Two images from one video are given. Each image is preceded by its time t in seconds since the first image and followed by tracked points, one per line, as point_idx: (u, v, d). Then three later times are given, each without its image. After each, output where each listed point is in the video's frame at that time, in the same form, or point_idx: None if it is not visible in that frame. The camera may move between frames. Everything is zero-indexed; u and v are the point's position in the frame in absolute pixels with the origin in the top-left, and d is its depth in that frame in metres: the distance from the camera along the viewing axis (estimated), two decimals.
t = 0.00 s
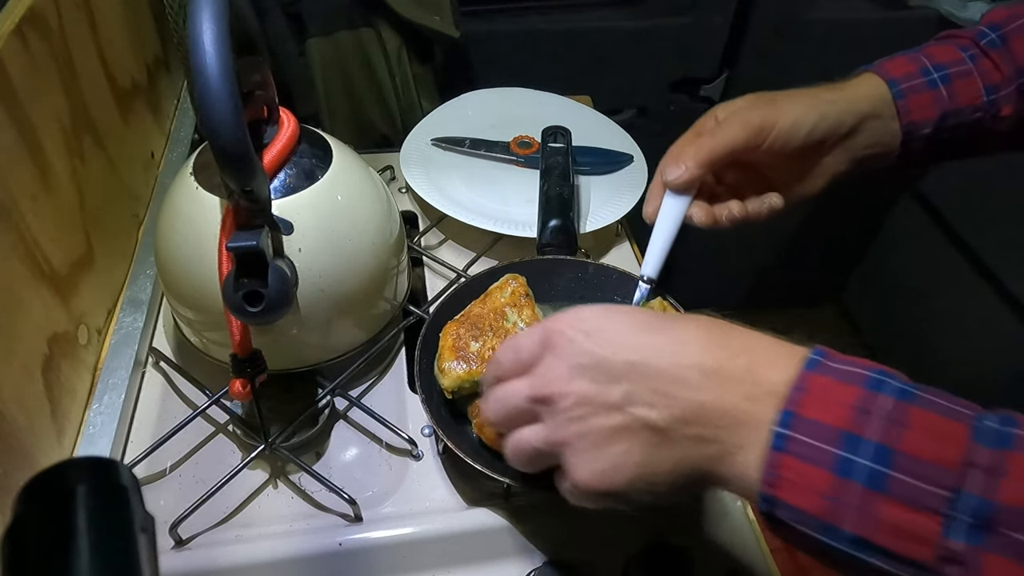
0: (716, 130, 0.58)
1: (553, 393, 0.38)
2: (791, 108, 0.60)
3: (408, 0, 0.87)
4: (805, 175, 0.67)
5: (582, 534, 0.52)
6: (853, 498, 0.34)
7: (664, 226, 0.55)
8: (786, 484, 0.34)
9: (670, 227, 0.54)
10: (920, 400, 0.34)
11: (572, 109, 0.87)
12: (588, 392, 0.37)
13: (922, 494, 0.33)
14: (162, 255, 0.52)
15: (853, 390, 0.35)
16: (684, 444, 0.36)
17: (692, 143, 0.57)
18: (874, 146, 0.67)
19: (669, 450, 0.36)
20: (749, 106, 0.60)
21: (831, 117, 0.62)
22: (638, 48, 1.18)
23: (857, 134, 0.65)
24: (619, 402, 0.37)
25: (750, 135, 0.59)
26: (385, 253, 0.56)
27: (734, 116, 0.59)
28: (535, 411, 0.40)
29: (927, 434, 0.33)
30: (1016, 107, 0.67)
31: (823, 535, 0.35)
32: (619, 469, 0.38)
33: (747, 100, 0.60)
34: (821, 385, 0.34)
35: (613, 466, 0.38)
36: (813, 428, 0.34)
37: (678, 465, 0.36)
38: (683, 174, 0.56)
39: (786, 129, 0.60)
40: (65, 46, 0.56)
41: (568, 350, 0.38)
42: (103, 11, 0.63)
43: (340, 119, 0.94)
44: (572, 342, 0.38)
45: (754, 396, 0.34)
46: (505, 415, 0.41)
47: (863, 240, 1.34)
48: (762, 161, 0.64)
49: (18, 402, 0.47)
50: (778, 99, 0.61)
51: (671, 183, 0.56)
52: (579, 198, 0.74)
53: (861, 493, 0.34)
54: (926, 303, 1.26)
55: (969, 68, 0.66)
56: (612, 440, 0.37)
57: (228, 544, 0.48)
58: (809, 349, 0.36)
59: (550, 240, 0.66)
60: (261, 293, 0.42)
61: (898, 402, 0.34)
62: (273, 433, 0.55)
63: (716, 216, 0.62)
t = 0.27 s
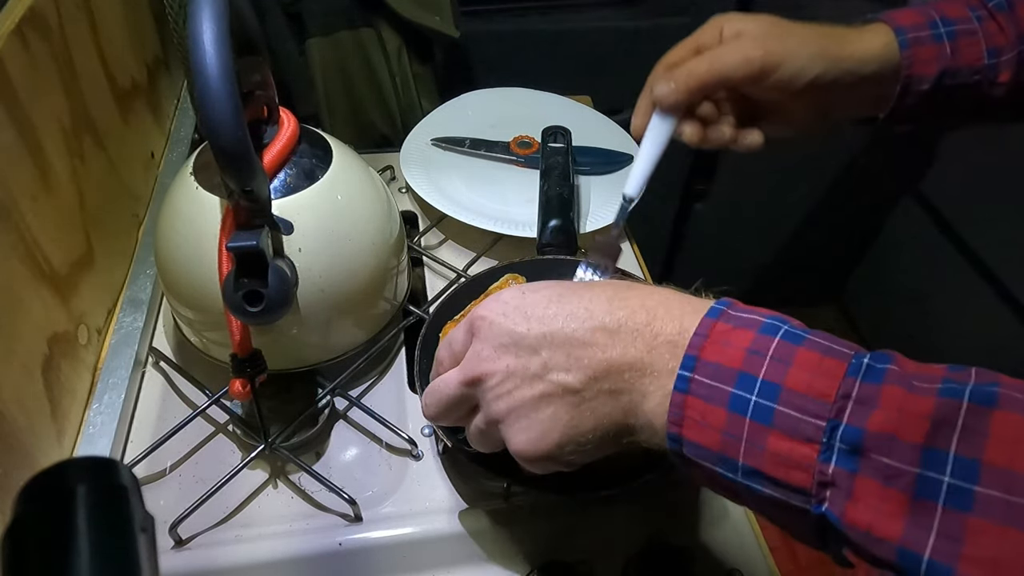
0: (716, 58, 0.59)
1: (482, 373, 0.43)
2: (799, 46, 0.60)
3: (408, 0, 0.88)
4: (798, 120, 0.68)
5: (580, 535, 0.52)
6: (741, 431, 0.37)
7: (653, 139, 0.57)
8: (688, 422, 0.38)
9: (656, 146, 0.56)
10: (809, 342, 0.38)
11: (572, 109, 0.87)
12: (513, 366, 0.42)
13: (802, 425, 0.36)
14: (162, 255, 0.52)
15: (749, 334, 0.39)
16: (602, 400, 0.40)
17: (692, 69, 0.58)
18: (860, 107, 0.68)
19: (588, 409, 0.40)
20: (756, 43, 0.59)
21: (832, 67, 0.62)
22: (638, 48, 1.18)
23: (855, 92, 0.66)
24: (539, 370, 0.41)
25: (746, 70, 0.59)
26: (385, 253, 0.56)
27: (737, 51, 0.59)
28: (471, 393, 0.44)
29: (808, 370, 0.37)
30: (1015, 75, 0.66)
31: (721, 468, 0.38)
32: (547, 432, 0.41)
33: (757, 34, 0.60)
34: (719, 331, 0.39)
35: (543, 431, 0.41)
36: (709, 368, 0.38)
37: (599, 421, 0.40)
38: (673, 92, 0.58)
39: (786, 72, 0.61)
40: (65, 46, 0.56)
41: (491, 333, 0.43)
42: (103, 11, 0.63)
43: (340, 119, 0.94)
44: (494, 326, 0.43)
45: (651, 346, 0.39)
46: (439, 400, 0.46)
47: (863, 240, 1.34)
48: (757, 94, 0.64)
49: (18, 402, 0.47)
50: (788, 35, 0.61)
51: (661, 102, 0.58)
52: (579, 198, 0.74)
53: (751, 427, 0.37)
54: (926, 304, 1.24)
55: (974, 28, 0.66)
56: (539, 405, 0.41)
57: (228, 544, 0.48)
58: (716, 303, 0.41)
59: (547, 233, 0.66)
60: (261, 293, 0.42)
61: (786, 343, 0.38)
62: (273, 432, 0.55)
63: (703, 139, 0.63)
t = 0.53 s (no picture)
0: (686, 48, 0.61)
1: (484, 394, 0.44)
2: (771, 39, 0.62)
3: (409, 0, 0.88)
4: (765, 112, 0.70)
5: (580, 535, 0.52)
6: (738, 420, 0.38)
7: (624, 130, 0.59)
8: (686, 412, 0.39)
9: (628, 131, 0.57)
10: (800, 330, 0.38)
11: (572, 109, 0.87)
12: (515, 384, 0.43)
13: (798, 413, 0.37)
14: (162, 255, 0.52)
15: (741, 323, 0.39)
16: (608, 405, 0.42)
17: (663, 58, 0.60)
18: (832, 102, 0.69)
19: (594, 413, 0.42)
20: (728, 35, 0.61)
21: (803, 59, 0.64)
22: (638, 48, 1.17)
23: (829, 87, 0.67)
24: (543, 385, 0.42)
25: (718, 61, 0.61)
26: (385, 253, 0.56)
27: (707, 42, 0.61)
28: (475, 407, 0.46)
29: (800, 359, 0.37)
30: (981, 75, 0.67)
31: (719, 456, 0.39)
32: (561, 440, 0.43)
33: (730, 26, 0.62)
34: (713, 321, 0.39)
35: (556, 439, 0.43)
36: (705, 359, 0.38)
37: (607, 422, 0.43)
38: (644, 85, 0.59)
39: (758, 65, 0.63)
40: (65, 46, 0.56)
41: (486, 353, 0.43)
42: (103, 11, 0.63)
43: (340, 119, 0.94)
44: (489, 346, 0.43)
45: (644, 351, 0.39)
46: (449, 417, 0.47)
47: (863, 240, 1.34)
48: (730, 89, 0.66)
49: (18, 402, 0.47)
50: (761, 26, 0.62)
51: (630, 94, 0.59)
52: (579, 198, 0.74)
53: (748, 417, 0.38)
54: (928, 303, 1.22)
55: (943, 28, 0.66)
56: (547, 416, 0.43)
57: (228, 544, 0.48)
58: (706, 292, 0.41)
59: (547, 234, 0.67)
60: (261, 293, 0.42)
61: (779, 332, 0.38)
62: (273, 433, 0.55)
63: (672, 134, 0.66)
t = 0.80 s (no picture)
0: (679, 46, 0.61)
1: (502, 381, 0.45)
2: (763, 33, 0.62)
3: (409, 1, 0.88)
4: (760, 105, 0.70)
5: (580, 534, 0.52)
6: (768, 418, 0.38)
7: (618, 130, 0.60)
8: (715, 409, 0.39)
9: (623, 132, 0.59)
10: (831, 328, 0.38)
11: (572, 109, 0.87)
12: (535, 375, 0.43)
13: (829, 412, 0.36)
14: (163, 255, 0.52)
15: (771, 320, 0.38)
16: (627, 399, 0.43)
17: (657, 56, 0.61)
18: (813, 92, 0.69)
19: (614, 404, 0.44)
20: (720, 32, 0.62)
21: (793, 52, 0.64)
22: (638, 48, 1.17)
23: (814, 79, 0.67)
24: (563, 377, 0.43)
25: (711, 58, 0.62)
26: (385, 252, 0.56)
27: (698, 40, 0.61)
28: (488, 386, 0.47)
29: (832, 358, 0.37)
30: (969, 68, 0.66)
31: (747, 453, 0.39)
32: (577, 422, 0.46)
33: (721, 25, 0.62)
34: (742, 318, 0.38)
35: (573, 420, 0.46)
36: (734, 357, 0.38)
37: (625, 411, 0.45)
38: (636, 84, 0.60)
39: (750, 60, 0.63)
40: (65, 46, 0.56)
41: (504, 342, 0.43)
42: (103, 12, 0.63)
43: (340, 119, 0.94)
44: (508, 335, 0.42)
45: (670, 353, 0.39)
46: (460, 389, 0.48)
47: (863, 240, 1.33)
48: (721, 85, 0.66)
49: (18, 402, 0.47)
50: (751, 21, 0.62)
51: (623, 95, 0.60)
52: (579, 198, 0.74)
53: (778, 415, 0.37)
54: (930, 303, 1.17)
55: (932, 19, 0.65)
56: (565, 402, 0.45)
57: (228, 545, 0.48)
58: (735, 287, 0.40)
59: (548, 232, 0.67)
60: (261, 293, 0.42)
61: (811, 331, 0.38)
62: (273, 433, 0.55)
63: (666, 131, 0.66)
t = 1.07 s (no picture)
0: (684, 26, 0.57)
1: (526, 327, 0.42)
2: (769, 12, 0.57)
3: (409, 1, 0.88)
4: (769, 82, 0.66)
5: (579, 534, 0.52)
6: (805, 415, 0.37)
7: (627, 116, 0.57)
8: (752, 404, 0.38)
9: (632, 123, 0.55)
10: (872, 329, 0.37)
11: (571, 109, 0.87)
12: (564, 329, 0.41)
13: (868, 411, 0.36)
14: (163, 255, 0.52)
15: (813, 319, 0.38)
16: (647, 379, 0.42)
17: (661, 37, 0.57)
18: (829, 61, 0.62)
19: (633, 380, 0.42)
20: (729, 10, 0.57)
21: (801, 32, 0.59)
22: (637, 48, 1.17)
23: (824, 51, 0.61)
24: (594, 342, 0.41)
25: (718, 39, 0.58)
26: (385, 252, 0.56)
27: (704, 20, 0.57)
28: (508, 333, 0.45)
29: (873, 358, 0.36)
30: (972, 48, 0.61)
31: (782, 449, 0.38)
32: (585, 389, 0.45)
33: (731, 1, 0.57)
34: (783, 315, 0.38)
35: (583, 387, 0.44)
36: (774, 354, 0.37)
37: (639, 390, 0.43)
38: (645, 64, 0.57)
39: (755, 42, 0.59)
40: (65, 45, 0.56)
41: (544, 287, 0.41)
42: (103, 12, 0.63)
43: (340, 119, 0.94)
44: (550, 280, 0.41)
45: (712, 342, 0.38)
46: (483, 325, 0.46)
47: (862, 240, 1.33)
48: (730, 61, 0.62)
49: (18, 402, 0.47)
50: None
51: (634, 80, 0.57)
52: (579, 198, 0.74)
53: (816, 412, 0.37)
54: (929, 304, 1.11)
55: None
56: (582, 368, 0.43)
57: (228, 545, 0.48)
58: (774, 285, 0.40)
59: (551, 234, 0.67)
60: (261, 293, 0.42)
61: (852, 331, 0.37)
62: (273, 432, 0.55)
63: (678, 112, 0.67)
